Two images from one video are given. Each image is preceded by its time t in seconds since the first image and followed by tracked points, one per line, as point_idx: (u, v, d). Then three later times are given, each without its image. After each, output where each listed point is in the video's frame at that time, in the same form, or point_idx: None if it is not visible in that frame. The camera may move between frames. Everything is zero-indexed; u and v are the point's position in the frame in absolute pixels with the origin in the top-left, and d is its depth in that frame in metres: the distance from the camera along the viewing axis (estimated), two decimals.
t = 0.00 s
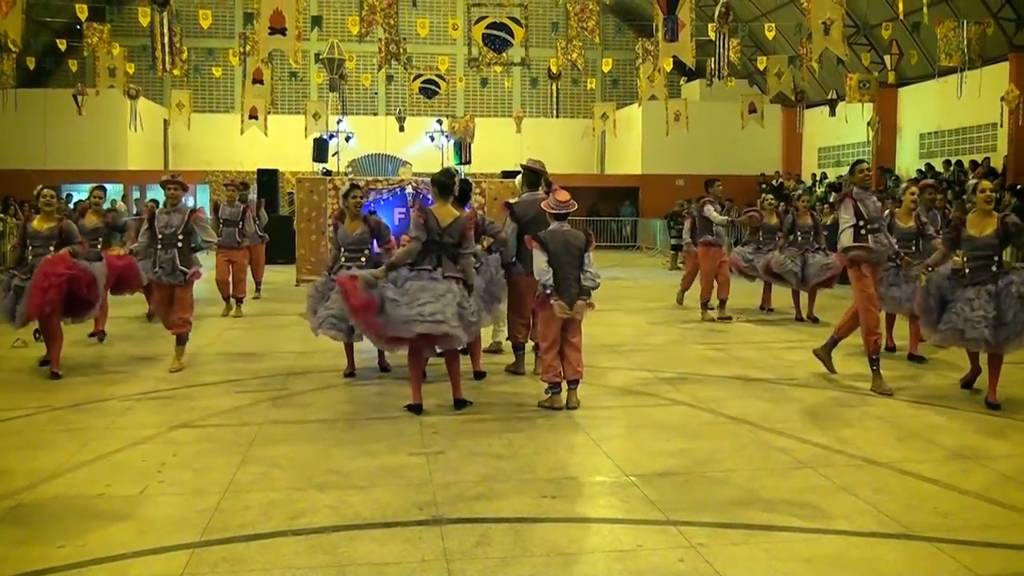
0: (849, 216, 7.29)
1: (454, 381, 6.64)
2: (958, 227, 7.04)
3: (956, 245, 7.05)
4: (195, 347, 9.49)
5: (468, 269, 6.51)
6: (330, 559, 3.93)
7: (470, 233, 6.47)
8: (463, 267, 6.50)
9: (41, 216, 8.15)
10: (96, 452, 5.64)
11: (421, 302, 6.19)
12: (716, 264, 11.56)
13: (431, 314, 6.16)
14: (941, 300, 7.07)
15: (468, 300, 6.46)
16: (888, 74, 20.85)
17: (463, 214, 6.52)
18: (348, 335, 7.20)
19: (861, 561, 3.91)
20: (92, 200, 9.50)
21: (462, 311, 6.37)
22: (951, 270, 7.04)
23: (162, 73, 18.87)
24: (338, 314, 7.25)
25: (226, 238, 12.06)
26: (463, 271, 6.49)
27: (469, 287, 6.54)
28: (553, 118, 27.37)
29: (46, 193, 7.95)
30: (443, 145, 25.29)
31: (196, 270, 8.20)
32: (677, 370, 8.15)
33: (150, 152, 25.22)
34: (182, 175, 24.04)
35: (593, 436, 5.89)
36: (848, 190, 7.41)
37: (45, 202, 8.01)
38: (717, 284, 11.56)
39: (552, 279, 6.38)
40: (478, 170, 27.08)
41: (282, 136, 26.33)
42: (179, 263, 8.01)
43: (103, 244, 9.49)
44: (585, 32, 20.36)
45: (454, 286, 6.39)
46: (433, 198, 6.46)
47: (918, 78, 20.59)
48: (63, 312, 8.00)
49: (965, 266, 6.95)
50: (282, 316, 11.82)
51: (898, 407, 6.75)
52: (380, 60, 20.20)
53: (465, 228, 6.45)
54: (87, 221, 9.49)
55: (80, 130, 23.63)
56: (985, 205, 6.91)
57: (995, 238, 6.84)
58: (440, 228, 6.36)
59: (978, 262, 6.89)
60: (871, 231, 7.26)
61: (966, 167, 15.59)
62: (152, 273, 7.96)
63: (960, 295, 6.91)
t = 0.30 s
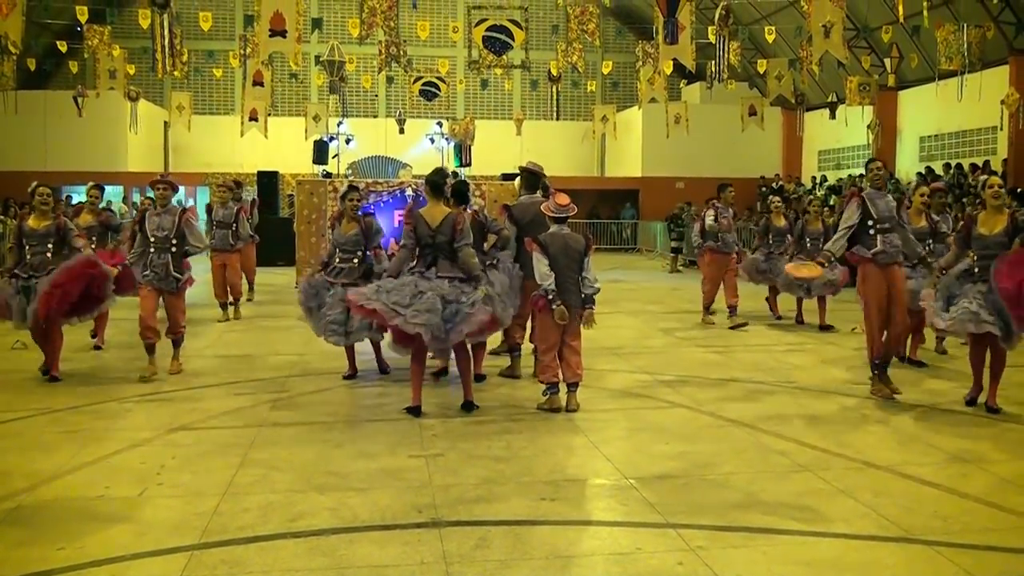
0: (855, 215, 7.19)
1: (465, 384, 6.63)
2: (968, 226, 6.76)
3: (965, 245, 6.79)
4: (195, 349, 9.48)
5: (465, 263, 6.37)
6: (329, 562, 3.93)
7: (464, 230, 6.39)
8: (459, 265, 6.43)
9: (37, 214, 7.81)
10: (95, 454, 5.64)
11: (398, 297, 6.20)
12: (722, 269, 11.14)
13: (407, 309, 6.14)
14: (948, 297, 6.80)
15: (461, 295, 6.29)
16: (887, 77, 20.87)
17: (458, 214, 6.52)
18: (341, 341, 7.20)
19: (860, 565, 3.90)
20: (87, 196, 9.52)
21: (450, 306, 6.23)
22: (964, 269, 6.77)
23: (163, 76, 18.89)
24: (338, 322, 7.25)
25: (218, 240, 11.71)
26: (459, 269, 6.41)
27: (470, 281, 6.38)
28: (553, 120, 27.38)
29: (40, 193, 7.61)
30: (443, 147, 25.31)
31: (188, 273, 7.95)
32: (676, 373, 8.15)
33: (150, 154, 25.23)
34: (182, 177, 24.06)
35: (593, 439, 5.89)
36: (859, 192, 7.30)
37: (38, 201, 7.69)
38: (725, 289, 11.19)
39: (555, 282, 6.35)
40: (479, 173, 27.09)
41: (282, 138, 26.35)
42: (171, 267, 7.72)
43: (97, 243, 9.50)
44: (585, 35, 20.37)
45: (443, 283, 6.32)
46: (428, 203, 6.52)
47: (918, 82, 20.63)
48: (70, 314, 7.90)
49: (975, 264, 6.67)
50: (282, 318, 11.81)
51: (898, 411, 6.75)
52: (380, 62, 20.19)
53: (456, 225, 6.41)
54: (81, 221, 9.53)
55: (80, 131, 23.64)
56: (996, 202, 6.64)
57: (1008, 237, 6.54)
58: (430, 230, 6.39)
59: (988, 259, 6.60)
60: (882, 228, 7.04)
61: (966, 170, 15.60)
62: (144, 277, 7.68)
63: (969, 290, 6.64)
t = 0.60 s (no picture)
0: (856, 219, 7.25)
1: (466, 387, 6.63)
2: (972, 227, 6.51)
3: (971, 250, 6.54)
4: (194, 350, 9.49)
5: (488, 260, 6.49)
6: (327, 563, 3.92)
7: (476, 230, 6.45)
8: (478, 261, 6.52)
9: (28, 214, 7.62)
10: (93, 455, 5.64)
11: (465, 310, 6.21)
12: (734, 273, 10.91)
13: (480, 318, 6.21)
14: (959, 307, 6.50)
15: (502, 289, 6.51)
16: (887, 79, 20.89)
17: (466, 215, 6.51)
18: (307, 332, 7.40)
19: (858, 567, 3.90)
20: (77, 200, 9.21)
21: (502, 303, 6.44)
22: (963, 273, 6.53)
23: (162, 77, 18.89)
24: (309, 310, 7.43)
25: (213, 245, 11.49)
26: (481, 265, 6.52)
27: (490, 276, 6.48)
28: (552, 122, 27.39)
29: (32, 193, 7.48)
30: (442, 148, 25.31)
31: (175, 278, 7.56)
32: (675, 374, 8.15)
33: (149, 154, 25.22)
34: (181, 178, 24.07)
35: (592, 441, 5.90)
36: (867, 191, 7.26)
37: (29, 200, 7.52)
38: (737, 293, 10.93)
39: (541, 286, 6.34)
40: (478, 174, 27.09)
41: (281, 139, 26.37)
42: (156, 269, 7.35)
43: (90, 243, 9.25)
44: (584, 36, 20.37)
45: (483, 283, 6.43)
46: (431, 205, 6.41)
47: (917, 85, 20.66)
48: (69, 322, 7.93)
49: (980, 269, 6.40)
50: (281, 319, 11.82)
51: (897, 413, 6.75)
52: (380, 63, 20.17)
53: (468, 225, 6.43)
54: (75, 223, 9.22)
55: (80, 132, 23.64)
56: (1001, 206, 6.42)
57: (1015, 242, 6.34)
58: (448, 235, 6.33)
59: (997, 265, 6.35)
60: (873, 230, 7.02)
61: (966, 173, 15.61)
62: (127, 279, 7.31)
63: (979, 297, 6.38)
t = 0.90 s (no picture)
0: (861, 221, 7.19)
1: (465, 389, 6.62)
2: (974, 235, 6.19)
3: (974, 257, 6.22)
4: (197, 350, 9.50)
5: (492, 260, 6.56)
6: (331, 564, 3.93)
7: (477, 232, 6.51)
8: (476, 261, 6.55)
9: (10, 215, 6.95)
10: (95, 455, 5.64)
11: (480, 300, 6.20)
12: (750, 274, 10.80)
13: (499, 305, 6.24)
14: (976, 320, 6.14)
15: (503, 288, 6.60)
16: (888, 80, 20.89)
17: (467, 216, 6.51)
18: (313, 339, 7.33)
19: (861, 568, 3.90)
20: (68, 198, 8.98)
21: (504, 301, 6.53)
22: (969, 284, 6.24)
23: (164, 78, 18.92)
24: (314, 318, 7.42)
25: (211, 244, 11.32)
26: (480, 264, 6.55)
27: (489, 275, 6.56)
28: (555, 123, 27.39)
29: (19, 194, 6.83)
30: (444, 149, 25.34)
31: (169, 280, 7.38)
32: (677, 375, 8.14)
33: (151, 155, 25.25)
34: (184, 178, 24.11)
35: (594, 441, 5.90)
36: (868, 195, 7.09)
37: (14, 200, 6.86)
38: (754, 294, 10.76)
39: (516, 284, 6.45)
40: (480, 175, 27.11)
41: (283, 139, 26.40)
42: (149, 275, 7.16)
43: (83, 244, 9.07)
44: (586, 38, 20.36)
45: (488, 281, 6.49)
46: (438, 202, 6.37)
47: (919, 85, 20.63)
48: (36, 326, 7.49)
49: (989, 278, 6.13)
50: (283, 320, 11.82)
51: (898, 413, 6.76)
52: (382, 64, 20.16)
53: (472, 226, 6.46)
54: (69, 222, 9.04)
55: (82, 133, 23.67)
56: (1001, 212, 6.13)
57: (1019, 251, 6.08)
58: (457, 231, 6.34)
59: (1003, 274, 6.08)
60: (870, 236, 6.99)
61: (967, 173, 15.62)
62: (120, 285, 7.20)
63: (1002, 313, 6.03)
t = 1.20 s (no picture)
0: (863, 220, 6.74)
1: (463, 387, 6.61)
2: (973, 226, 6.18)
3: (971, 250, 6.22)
4: (202, 351, 9.51)
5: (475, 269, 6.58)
6: (337, 564, 3.92)
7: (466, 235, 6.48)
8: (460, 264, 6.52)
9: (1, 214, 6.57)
10: (101, 456, 5.64)
11: (445, 303, 6.27)
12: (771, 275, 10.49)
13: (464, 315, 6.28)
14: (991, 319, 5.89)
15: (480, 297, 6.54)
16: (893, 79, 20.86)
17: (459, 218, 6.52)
18: (329, 347, 7.35)
19: (868, 567, 3.89)
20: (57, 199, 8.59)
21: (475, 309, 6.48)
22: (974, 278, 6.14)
23: (170, 80, 18.95)
24: (328, 328, 7.43)
25: (210, 247, 10.93)
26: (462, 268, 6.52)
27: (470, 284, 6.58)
28: (559, 123, 27.38)
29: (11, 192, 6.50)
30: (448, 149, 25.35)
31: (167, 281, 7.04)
32: (683, 375, 8.13)
33: (156, 156, 25.29)
34: (189, 179, 24.15)
35: (600, 441, 5.89)
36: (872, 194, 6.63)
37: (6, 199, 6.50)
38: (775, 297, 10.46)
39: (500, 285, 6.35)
40: (484, 175, 27.11)
41: (288, 139, 26.43)
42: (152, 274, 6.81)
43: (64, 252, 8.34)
44: (591, 38, 20.32)
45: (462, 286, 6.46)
46: (430, 202, 6.41)
47: (924, 84, 20.58)
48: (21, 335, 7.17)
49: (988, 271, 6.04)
50: (288, 321, 11.84)
51: (904, 413, 6.75)
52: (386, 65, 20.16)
53: (461, 229, 6.44)
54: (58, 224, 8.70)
55: (87, 135, 23.71)
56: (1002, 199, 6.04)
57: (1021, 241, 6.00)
58: (437, 231, 6.34)
59: (1006, 269, 5.97)
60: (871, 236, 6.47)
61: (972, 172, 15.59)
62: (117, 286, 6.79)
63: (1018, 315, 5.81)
